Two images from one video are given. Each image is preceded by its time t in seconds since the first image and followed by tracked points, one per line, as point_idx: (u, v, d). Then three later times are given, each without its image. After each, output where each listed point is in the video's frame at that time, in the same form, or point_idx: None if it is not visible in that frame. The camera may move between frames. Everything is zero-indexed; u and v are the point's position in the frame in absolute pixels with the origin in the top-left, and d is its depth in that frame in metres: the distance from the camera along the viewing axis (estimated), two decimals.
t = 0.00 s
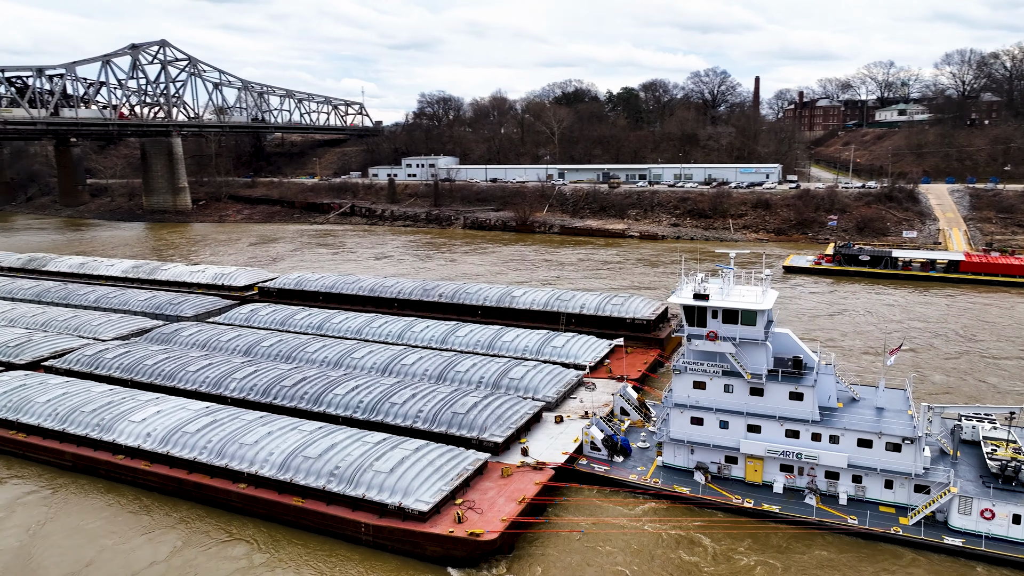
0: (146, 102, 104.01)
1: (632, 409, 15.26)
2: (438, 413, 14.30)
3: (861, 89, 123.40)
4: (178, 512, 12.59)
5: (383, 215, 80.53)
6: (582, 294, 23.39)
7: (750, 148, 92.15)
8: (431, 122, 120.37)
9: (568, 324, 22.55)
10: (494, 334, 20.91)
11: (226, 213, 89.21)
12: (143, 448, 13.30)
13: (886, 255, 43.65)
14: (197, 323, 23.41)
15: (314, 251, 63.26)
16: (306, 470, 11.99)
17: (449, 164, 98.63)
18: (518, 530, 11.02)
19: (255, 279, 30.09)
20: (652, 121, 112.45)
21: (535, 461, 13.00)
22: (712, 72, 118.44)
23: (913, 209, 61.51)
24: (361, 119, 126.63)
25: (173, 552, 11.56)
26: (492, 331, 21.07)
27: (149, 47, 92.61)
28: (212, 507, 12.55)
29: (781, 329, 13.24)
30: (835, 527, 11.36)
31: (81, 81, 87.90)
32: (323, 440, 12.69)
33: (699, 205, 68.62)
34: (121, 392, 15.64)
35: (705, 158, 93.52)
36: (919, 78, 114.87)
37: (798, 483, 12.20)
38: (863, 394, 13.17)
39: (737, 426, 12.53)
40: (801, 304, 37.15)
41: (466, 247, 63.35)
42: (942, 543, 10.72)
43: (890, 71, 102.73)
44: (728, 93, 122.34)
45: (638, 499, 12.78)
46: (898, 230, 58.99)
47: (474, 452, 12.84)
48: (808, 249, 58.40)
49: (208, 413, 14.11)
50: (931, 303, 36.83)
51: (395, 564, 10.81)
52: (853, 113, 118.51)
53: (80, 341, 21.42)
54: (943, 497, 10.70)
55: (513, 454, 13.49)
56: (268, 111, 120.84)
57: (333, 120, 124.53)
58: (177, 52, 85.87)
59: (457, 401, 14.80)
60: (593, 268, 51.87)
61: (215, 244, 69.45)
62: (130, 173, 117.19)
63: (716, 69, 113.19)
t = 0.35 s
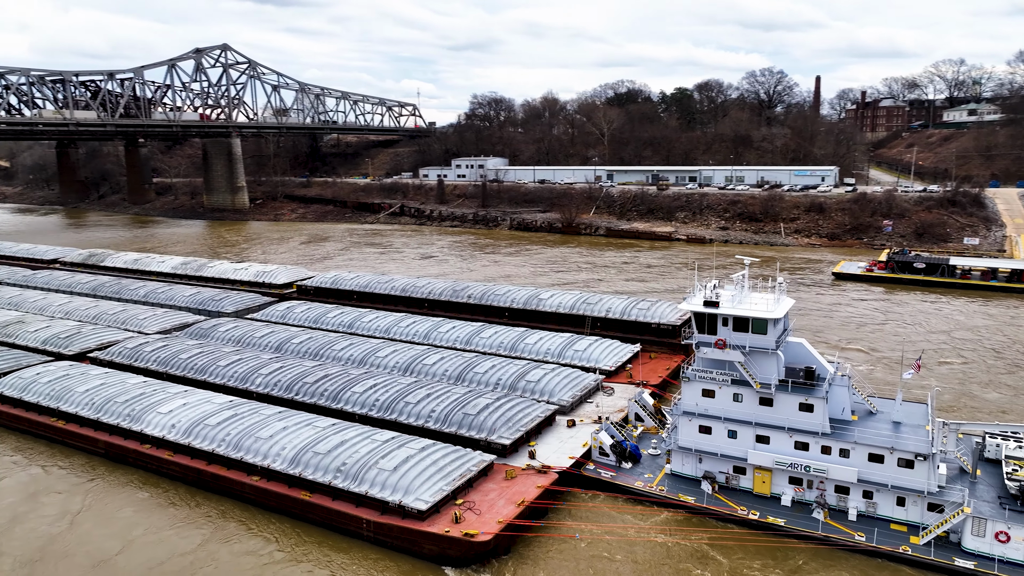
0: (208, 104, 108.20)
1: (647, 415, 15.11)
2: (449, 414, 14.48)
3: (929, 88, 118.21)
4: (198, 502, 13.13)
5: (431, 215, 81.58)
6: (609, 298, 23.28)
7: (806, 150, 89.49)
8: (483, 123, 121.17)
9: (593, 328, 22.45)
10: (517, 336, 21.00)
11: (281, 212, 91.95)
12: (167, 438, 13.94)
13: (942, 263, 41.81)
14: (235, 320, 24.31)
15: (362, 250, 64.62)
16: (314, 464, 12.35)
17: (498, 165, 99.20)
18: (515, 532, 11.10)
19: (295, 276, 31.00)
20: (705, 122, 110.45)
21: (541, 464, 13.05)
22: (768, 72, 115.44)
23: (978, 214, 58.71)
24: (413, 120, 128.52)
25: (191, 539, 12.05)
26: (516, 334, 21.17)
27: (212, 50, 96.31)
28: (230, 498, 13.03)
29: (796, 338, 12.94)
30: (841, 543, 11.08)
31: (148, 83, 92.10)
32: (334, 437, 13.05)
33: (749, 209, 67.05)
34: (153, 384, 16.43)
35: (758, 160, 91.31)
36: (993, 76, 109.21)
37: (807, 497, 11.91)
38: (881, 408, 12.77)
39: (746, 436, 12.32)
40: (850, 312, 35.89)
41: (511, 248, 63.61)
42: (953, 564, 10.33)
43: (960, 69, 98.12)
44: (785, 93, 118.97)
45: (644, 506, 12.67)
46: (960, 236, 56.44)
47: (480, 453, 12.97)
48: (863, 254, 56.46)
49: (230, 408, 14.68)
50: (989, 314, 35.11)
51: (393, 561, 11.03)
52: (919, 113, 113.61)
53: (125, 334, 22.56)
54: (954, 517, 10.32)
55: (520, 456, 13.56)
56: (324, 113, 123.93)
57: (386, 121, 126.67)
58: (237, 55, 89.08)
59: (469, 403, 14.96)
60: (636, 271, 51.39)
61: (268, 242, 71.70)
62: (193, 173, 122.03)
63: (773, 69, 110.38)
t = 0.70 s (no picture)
0: (269, 105, 111.79)
1: (663, 422, 14.91)
2: (463, 414, 14.65)
3: (1006, 86, 112.18)
4: (221, 493, 13.71)
5: (481, 215, 82.22)
6: (638, 302, 23.07)
7: (867, 151, 86.28)
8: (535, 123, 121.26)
9: (621, 332, 22.26)
10: (543, 339, 21.01)
11: (336, 211, 94.26)
12: (194, 430, 14.57)
13: (1007, 272, 39.72)
14: (273, 317, 25.13)
15: (410, 249, 65.66)
16: (325, 460, 12.69)
17: (549, 165, 99.22)
18: (514, 534, 11.16)
19: (336, 275, 31.75)
20: (763, 123, 107.70)
21: (549, 468, 13.07)
22: (831, 70, 111.69)
23: None
24: (467, 120, 129.71)
25: (213, 530, 12.54)
26: (542, 336, 21.17)
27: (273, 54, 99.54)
28: (251, 490, 13.51)
29: (814, 348, 12.60)
30: (850, 561, 10.76)
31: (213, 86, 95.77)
32: (347, 434, 13.38)
33: (804, 212, 65.07)
34: (186, 377, 17.17)
35: (816, 162, 88.42)
36: None
37: (818, 512, 11.58)
38: (901, 422, 12.35)
39: (757, 447, 12.07)
40: (904, 321, 34.40)
41: (557, 250, 63.54)
42: None
43: None
44: (848, 92, 114.80)
45: (650, 514, 12.55)
46: None
47: (488, 455, 13.09)
48: (923, 261, 54.12)
49: (254, 402, 15.22)
50: None
51: (395, 558, 11.24)
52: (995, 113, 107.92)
53: (170, 328, 23.64)
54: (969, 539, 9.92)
55: (530, 459, 13.62)
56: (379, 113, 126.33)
57: (440, 121, 128.02)
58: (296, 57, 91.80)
59: (483, 404, 15.09)
60: (683, 274, 50.60)
61: (322, 241, 73.61)
62: (254, 172, 126.31)
63: (835, 67, 106.79)
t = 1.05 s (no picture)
0: (326, 106, 114.62)
1: (680, 430, 14.67)
2: (476, 416, 14.77)
3: None
4: (241, 486, 14.23)
5: (529, 216, 82.30)
6: (668, 307, 22.74)
7: (933, 152, 82.59)
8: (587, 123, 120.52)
9: (649, 336, 22.00)
10: (569, 342, 20.94)
11: (388, 210, 95.91)
12: (218, 423, 15.17)
13: None
14: (309, 314, 25.83)
15: (457, 250, 66.28)
16: (336, 457, 13.01)
17: (600, 166, 98.45)
18: (513, 538, 11.21)
19: (374, 273, 32.32)
20: (823, 124, 104.20)
21: (556, 472, 13.06)
22: (897, 68, 107.10)
23: None
24: (520, 121, 130.00)
25: (237, 525, 12.93)
26: (567, 339, 21.11)
27: (330, 56, 102.12)
28: (269, 484, 13.99)
29: (831, 359, 12.22)
30: None
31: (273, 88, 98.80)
32: (360, 432, 13.68)
33: (862, 216, 62.75)
34: (217, 372, 17.87)
35: (878, 164, 85.08)
36: None
37: (829, 528, 11.24)
38: (922, 438, 11.87)
39: (767, 459, 11.80)
40: (962, 332, 32.76)
41: (603, 252, 63.05)
42: None
43: None
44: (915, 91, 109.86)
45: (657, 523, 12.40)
46: None
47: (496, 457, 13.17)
48: (989, 269, 51.45)
49: (277, 398, 15.72)
50: None
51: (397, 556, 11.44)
52: None
53: (211, 324, 24.60)
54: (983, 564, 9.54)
55: (539, 463, 13.63)
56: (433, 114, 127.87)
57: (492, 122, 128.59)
58: (352, 60, 93.91)
59: (497, 406, 15.17)
60: (731, 279, 49.47)
61: (372, 240, 75.07)
62: (311, 172, 129.72)
63: (901, 64, 102.43)
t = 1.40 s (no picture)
0: (380, 110, 116.86)
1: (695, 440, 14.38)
2: (488, 421, 14.88)
3: None
4: (262, 485, 14.75)
5: (576, 220, 81.97)
6: (697, 315, 22.34)
7: (1003, 156, 78.43)
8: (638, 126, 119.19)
9: (675, 344, 21.66)
10: (592, 347, 20.82)
11: (438, 212, 97.03)
12: (241, 420, 15.80)
13: None
14: (343, 315, 26.42)
15: (501, 253, 66.56)
16: (347, 457, 13.34)
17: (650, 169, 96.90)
18: (511, 544, 11.25)
19: (410, 275, 32.73)
20: (885, 126, 100.16)
21: (563, 479, 13.06)
22: (967, 67, 101.90)
23: None
24: (571, 123, 129.58)
25: (259, 526, 13.28)
26: (591, 344, 20.98)
27: (383, 61, 104.07)
28: (287, 484, 14.43)
29: (845, 372, 11.83)
30: None
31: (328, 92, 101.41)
32: (372, 433, 13.98)
33: (921, 222, 60.20)
34: (246, 371, 18.59)
35: (942, 168, 81.45)
36: None
37: (836, 547, 10.89)
38: (941, 457, 11.40)
39: (774, 473, 11.53)
40: None
41: (648, 256, 62.26)
42: None
43: None
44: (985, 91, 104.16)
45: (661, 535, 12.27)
46: None
47: (503, 462, 13.26)
48: None
49: (297, 397, 16.21)
50: None
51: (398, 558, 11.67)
52: None
53: (250, 323, 25.49)
54: None
55: (547, 470, 13.64)
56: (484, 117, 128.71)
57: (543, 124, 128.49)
58: (404, 64, 95.52)
59: (510, 411, 15.23)
60: (778, 286, 48.14)
61: (420, 242, 76.15)
62: (365, 174, 132.42)
63: (970, 63, 97.60)
